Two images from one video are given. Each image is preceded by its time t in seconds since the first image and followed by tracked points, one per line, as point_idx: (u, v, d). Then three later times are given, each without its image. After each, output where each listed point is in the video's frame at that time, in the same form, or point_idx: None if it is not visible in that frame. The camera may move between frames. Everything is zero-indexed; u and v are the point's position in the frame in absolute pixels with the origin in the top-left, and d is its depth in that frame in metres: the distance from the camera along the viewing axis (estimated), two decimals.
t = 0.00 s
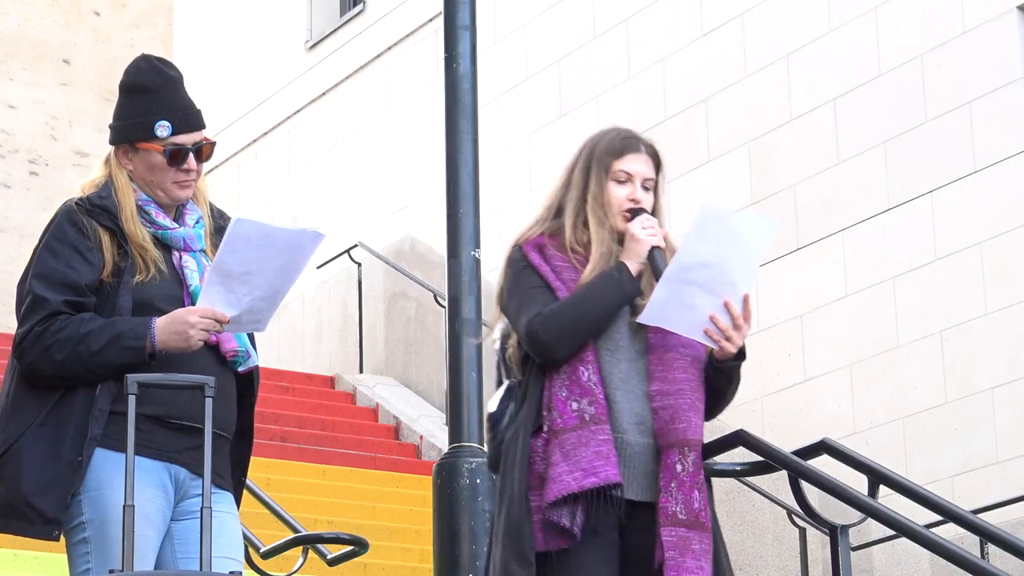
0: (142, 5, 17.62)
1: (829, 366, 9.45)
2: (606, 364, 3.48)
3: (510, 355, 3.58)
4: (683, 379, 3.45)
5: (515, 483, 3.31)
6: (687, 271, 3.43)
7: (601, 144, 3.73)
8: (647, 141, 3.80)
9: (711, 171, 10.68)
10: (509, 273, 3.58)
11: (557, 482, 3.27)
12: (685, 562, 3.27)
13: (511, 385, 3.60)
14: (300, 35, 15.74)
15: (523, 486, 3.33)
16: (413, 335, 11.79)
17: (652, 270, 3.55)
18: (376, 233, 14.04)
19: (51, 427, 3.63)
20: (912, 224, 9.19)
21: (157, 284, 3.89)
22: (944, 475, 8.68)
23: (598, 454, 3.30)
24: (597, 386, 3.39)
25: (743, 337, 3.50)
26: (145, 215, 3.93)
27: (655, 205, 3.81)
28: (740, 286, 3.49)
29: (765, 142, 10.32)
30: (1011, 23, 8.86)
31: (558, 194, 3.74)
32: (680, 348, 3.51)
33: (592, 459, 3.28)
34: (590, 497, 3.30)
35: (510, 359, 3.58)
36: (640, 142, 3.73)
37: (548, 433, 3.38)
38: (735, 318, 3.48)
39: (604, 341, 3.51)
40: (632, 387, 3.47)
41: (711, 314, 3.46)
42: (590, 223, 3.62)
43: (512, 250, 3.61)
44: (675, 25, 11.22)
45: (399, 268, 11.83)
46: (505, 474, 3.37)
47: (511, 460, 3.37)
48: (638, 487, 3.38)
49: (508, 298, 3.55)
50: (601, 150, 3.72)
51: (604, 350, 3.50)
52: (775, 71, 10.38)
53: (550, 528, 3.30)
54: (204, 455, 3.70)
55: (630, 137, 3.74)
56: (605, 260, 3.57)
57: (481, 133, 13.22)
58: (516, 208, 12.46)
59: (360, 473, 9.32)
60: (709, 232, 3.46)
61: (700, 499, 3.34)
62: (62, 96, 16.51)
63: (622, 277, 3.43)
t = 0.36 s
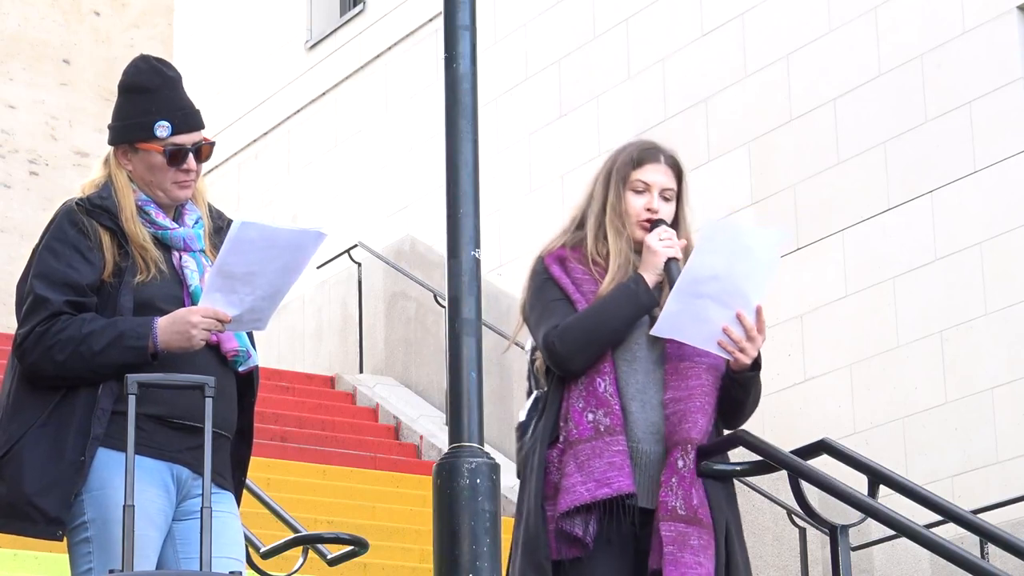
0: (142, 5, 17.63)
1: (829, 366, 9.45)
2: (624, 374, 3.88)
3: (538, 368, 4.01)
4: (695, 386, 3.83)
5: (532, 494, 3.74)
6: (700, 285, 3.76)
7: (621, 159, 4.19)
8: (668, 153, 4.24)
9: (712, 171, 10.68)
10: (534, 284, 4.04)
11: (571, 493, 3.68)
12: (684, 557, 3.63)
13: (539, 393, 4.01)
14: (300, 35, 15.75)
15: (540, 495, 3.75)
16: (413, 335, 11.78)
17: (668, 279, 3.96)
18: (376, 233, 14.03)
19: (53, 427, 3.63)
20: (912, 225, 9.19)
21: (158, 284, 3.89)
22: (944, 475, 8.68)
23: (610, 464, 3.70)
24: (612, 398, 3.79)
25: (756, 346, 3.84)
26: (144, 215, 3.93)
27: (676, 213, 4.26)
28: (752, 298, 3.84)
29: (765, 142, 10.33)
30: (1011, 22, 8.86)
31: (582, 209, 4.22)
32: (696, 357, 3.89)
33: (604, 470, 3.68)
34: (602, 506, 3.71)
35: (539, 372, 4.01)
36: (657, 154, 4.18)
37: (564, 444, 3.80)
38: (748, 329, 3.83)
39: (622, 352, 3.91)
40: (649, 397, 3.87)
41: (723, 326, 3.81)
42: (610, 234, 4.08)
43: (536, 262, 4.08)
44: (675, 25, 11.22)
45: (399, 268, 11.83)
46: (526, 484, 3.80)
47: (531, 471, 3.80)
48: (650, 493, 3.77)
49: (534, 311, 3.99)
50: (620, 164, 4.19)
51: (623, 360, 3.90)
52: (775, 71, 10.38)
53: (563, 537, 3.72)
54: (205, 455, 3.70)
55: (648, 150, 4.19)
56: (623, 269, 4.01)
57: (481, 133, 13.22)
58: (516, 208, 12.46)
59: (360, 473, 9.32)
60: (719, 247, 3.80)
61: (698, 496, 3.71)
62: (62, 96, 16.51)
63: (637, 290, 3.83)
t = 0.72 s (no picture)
0: (142, 5, 17.62)
1: (829, 366, 9.46)
2: (628, 378, 3.88)
3: (549, 374, 4.02)
4: (696, 389, 3.83)
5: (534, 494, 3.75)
6: (703, 289, 3.77)
7: (630, 165, 4.19)
8: (677, 158, 4.24)
9: (712, 171, 10.68)
10: (541, 290, 4.06)
11: (573, 494, 3.68)
12: (666, 556, 3.62)
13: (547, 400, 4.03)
14: (300, 35, 15.74)
15: (542, 496, 3.76)
16: (413, 335, 11.78)
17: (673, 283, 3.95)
18: (376, 233, 14.04)
19: (55, 427, 3.63)
20: (912, 225, 9.19)
21: (160, 283, 3.89)
22: (944, 475, 8.68)
23: (612, 466, 3.70)
24: (616, 401, 3.79)
25: (761, 351, 3.85)
26: (147, 215, 3.94)
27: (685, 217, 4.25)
28: (756, 301, 3.84)
29: (765, 142, 10.33)
30: (1011, 22, 8.86)
31: (591, 216, 4.23)
32: (700, 361, 3.89)
33: (606, 472, 3.69)
34: (604, 508, 3.72)
35: (549, 378, 4.02)
36: (665, 159, 4.17)
37: (567, 447, 3.81)
38: (752, 333, 3.84)
39: (627, 356, 3.91)
40: (652, 400, 3.87)
41: (729, 330, 3.82)
42: (617, 240, 4.09)
43: (544, 268, 4.09)
44: (675, 25, 11.22)
45: (399, 268, 11.83)
46: (531, 485, 3.81)
47: (535, 473, 3.81)
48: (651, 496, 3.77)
49: (542, 317, 4.00)
50: (628, 170, 4.19)
51: (628, 364, 3.90)
52: (774, 71, 10.38)
53: (565, 538, 3.72)
54: (206, 455, 3.70)
55: (655, 155, 4.19)
56: (631, 274, 4.03)
57: (481, 133, 13.22)
58: (516, 208, 12.47)
59: (360, 473, 9.32)
60: (722, 251, 3.80)
61: (688, 495, 3.69)
62: (62, 96, 16.51)
63: (642, 293, 3.82)
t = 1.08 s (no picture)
0: (142, 5, 17.63)
1: (829, 366, 9.45)
2: (628, 382, 3.88)
3: (548, 378, 4.02)
4: (695, 392, 3.84)
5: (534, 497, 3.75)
6: (704, 295, 3.77)
7: (630, 167, 4.19)
8: (677, 160, 4.23)
9: (712, 172, 10.68)
10: (541, 292, 4.06)
11: (573, 496, 3.68)
12: (669, 557, 3.62)
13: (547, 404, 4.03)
14: (300, 35, 15.74)
15: (542, 498, 3.76)
16: (413, 335, 11.78)
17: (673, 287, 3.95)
18: (376, 233, 14.03)
19: (55, 427, 3.63)
20: (912, 225, 9.19)
21: (160, 283, 3.89)
22: (944, 475, 8.68)
23: (612, 468, 3.70)
24: (616, 403, 3.79)
25: (762, 355, 3.85)
26: (147, 214, 3.94)
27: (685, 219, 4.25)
28: (756, 306, 3.84)
29: (765, 142, 10.33)
30: (1011, 22, 8.86)
31: (591, 219, 4.23)
32: (699, 364, 3.89)
33: (606, 474, 3.69)
34: (604, 510, 3.72)
35: (549, 381, 4.02)
36: (664, 161, 4.17)
37: (567, 450, 3.81)
38: (753, 338, 3.83)
39: (627, 360, 3.91)
40: (652, 403, 3.87)
41: (729, 335, 3.82)
42: (617, 243, 4.09)
43: (544, 271, 4.09)
44: (675, 25, 11.22)
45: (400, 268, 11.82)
46: (530, 488, 3.81)
47: (534, 476, 3.81)
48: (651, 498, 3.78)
49: (542, 319, 4.00)
50: (628, 173, 4.18)
51: (627, 368, 3.90)
52: (775, 71, 10.38)
53: (565, 539, 3.72)
54: (205, 455, 3.70)
55: (656, 157, 4.18)
56: (630, 276, 4.02)
57: (481, 133, 13.22)
58: (516, 208, 12.47)
59: (360, 473, 9.32)
60: (722, 257, 3.80)
61: (689, 498, 3.70)
62: (62, 96, 16.51)
63: (643, 296, 3.82)
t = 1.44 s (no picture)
0: (142, 5, 17.63)
1: (829, 366, 9.45)
2: (624, 382, 3.88)
3: (541, 381, 4.03)
4: (691, 393, 3.84)
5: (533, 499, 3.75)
6: (697, 294, 3.76)
7: (620, 169, 4.18)
8: (664, 161, 4.24)
9: (712, 172, 10.68)
10: (533, 295, 4.05)
11: (573, 498, 3.68)
12: (671, 560, 3.63)
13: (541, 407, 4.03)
14: (300, 35, 15.74)
15: (540, 500, 3.76)
16: (413, 335, 11.78)
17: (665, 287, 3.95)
18: (376, 233, 14.03)
19: (54, 427, 3.63)
20: (912, 225, 9.19)
21: (157, 283, 3.89)
22: (944, 475, 8.68)
23: (611, 469, 3.70)
24: (613, 404, 3.78)
25: (755, 354, 3.84)
26: (144, 214, 3.94)
27: (675, 219, 4.26)
28: (750, 306, 3.83)
29: (765, 142, 10.33)
30: (1011, 22, 8.86)
31: (581, 222, 4.22)
32: (694, 365, 3.89)
33: (606, 475, 3.69)
34: (605, 511, 3.72)
35: (542, 385, 4.02)
36: (653, 163, 4.17)
37: (565, 452, 3.81)
38: (746, 336, 3.82)
39: (622, 360, 3.91)
40: (648, 404, 3.87)
41: (722, 334, 3.80)
42: (609, 245, 4.08)
43: (536, 275, 4.09)
44: (675, 25, 11.22)
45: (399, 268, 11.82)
46: (529, 490, 3.81)
47: (532, 478, 3.81)
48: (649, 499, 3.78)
49: (535, 322, 4.00)
50: (618, 175, 4.18)
51: (622, 369, 3.90)
52: (775, 71, 10.38)
53: (565, 541, 3.72)
54: (205, 454, 3.70)
55: (644, 159, 4.18)
56: (623, 279, 4.02)
57: (481, 133, 13.22)
58: (516, 208, 12.47)
59: (360, 473, 9.32)
60: (716, 256, 3.78)
61: (689, 499, 3.70)
62: (62, 96, 16.51)
63: (636, 296, 3.81)
